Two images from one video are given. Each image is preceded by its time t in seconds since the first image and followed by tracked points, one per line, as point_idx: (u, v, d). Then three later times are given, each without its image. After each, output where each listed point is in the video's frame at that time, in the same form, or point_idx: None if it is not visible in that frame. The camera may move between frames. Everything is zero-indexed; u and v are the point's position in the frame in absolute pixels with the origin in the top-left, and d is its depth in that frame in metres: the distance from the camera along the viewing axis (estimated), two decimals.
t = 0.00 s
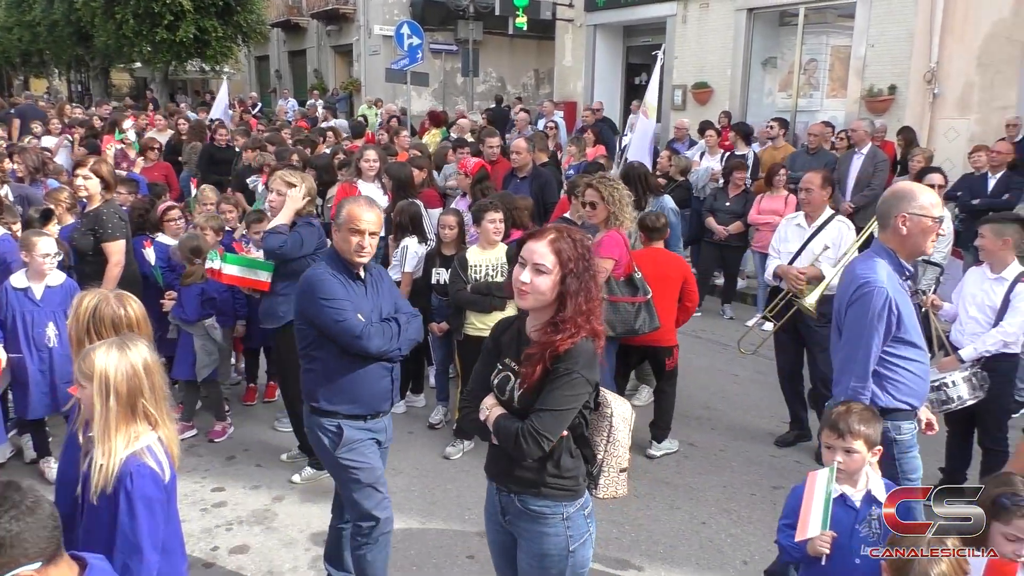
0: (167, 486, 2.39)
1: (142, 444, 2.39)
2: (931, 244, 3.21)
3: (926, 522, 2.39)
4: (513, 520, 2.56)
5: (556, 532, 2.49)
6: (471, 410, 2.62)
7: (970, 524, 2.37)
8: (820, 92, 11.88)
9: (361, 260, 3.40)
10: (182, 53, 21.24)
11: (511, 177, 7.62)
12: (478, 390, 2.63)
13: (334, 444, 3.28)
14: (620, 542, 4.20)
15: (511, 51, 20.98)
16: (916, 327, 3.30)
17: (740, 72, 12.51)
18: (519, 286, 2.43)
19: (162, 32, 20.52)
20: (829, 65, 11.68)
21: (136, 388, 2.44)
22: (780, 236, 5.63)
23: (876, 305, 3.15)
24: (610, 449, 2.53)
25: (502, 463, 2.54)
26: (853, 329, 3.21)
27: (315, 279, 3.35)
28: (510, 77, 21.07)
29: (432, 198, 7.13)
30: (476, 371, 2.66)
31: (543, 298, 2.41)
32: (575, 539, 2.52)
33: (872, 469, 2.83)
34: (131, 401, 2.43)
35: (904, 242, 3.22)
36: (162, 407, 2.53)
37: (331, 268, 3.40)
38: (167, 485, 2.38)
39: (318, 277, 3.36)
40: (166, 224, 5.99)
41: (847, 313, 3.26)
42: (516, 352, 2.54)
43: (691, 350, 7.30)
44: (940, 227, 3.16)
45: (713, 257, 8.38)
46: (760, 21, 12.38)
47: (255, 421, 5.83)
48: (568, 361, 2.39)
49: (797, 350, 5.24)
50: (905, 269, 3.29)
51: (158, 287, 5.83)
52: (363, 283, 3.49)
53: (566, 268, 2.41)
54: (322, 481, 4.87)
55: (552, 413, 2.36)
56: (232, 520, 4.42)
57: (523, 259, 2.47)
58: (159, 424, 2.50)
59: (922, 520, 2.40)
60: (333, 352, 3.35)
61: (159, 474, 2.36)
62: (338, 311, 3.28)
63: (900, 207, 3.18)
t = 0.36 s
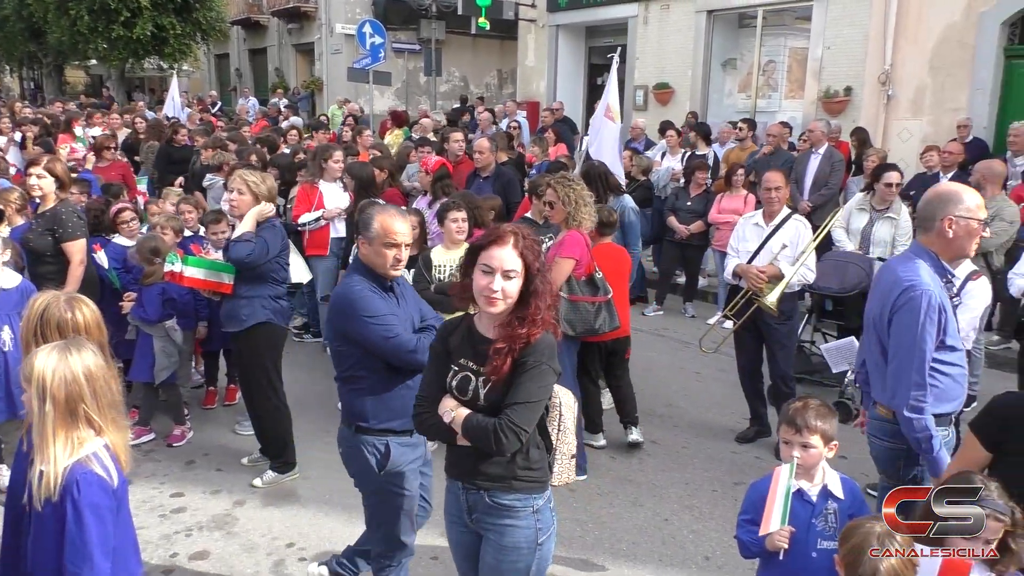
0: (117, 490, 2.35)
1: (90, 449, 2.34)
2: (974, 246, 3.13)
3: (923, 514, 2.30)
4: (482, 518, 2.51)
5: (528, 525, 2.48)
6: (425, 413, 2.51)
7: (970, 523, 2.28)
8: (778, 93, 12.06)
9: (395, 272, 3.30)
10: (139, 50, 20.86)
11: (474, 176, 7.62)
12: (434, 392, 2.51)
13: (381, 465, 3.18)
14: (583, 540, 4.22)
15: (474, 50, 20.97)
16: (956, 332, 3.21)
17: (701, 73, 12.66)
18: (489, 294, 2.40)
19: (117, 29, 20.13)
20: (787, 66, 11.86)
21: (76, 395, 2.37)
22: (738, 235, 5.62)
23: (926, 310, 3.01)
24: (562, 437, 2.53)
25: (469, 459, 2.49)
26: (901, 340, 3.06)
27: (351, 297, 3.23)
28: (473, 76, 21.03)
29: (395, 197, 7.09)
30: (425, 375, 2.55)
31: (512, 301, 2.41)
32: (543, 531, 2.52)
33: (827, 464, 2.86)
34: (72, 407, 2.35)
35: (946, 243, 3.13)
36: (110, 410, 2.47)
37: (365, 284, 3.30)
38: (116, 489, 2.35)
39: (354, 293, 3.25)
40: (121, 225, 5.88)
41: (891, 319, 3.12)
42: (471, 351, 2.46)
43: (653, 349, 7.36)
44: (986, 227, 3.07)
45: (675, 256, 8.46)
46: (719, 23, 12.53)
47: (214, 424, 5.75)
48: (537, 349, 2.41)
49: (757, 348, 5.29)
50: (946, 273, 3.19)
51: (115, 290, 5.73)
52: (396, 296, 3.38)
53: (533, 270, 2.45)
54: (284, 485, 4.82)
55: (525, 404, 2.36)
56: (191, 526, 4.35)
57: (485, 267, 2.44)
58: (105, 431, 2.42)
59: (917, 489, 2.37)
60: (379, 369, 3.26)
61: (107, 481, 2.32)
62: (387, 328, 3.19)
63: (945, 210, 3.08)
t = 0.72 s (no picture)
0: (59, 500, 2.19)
1: (29, 458, 2.17)
2: (990, 254, 3.16)
3: (924, 515, 2.50)
4: (445, 521, 2.49)
5: (493, 523, 2.49)
6: (381, 418, 2.48)
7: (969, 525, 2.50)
8: (733, 95, 12.23)
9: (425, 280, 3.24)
10: (89, 48, 20.37)
11: (433, 178, 7.60)
12: (389, 398, 2.49)
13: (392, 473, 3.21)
14: (543, 540, 4.24)
15: (433, 51, 20.89)
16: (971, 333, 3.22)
17: (658, 75, 12.78)
18: (452, 300, 2.39)
19: (66, 26, 19.63)
20: (742, 68, 12.04)
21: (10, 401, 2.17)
22: (694, 235, 5.65)
23: (925, 312, 3.06)
24: (516, 432, 2.59)
25: (433, 461, 2.46)
26: (899, 338, 3.15)
27: (382, 304, 3.19)
28: (432, 76, 20.96)
29: (354, 198, 7.08)
30: (378, 381, 2.51)
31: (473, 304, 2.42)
32: (507, 529, 2.52)
33: (781, 460, 2.90)
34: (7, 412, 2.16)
35: (960, 251, 3.18)
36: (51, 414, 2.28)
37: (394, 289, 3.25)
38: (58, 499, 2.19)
39: (383, 300, 3.20)
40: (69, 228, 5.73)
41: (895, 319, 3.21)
42: (426, 353, 2.45)
43: (612, 348, 7.43)
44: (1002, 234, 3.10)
45: (633, 256, 8.54)
46: (676, 25, 12.67)
47: (169, 430, 5.65)
48: (498, 345, 2.45)
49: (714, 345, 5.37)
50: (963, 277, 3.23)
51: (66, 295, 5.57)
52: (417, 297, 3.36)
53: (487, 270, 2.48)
54: (241, 490, 4.76)
55: (487, 398, 2.38)
56: (146, 534, 4.27)
57: (446, 272, 2.43)
58: (45, 436, 2.23)
59: (918, 487, 2.53)
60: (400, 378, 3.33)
61: (48, 490, 2.16)
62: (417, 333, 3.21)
63: (959, 215, 3.16)
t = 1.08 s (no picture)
0: (21, 502, 1.85)
1: None
2: (980, 250, 3.09)
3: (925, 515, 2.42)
4: (385, 534, 2.48)
5: (432, 539, 2.47)
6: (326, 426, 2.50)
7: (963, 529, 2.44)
8: (688, 97, 12.39)
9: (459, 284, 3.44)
10: (35, 46, 19.84)
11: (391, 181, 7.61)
12: (335, 406, 2.50)
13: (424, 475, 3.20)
14: (502, 541, 4.25)
15: (390, 53, 20.78)
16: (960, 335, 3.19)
17: (615, 77, 12.89)
18: (376, 303, 2.38)
19: (11, 24, 19.09)
20: (697, 72, 12.20)
21: None
22: (650, 237, 5.74)
23: (884, 300, 3.22)
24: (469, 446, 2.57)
25: (373, 474, 2.45)
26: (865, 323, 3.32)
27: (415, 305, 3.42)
28: (389, 77, 20.85)
29: (311, 200, 6.97)
30: (327, 387, 2.53)
31: (403, 309, 2.39)
32: (447, 546, 2.51)
33: (735, 457, 2.96)
34: None
35: (953, 245, 3.18)
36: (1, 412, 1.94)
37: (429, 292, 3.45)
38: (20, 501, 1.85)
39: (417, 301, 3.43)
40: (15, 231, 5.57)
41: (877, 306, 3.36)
42: (372, 362, 2.45)
43: (571, 349, 7.47)
44: (981, 232, 3.05)
45: (591, 257, 8.61)
46: (632, 28, 12.79)
47: (121, 437, 5.54)
48: (439, 356, 2.39)
49: (670, 345, 5.43)
50: (963, 277, 3.20)
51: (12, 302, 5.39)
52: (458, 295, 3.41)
53: (422, 277, 2.42)
54: (196, 498, 4.68)
55: (428, 412, 2.35)
56: (97, 544, 4.18)
57: (373, 275, 2.42)
58: None
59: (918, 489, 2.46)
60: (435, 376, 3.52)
61: (8, 493, 1.80)
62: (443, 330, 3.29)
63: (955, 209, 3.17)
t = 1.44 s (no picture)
0: None
1: None
2: (923, 250, 3.19)
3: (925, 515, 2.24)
4: (309, 549, 2.46)
5: (354, 562, 2.42)
6: (269, 434, 2.54)
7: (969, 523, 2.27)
8: (642, 99, 12.51)
9: (471, 285, 3.18)
10: None
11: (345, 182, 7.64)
12: (279, 414, 2.53)
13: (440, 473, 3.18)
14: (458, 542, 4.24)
15: (345, 53, 20.60)
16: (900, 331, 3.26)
17: (569, 78, 12.96)
18: (305, 309, 2.39)
19: None
20: (650, 73, 12.32)
21: None
22: (604, 237, 5.77)
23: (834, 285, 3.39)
24: (414, 472, 2.56)
25: (300, 488, 2.44)
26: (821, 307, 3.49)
27: (422, 305, 3.12)
28: (344, 77, 20.67)
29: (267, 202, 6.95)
30: (275, 394, 2.56)
31: (329, 316, 2.38)
32: (371, 569, 2.45)
33: (685, 454, 3.00)
34: None
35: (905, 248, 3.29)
36: None
37: (438, 291, 3.16)
38: None
39: (425, 301, 3.13)
40: None
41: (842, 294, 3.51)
42: (313, 370, 2.48)
43: (527, 349, 7.49)
44: (923, 233, 3.16)
45: (547, 258, 8.64)
46: (586, 29, 12.87)
47: (66, 445, 5.40)
48: (363, 371, 2.35)
49: (623, 344, 5.47)
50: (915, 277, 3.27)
51: None
52: (467, 301, 3.26)
53: (350, 286, 2.38)
54: (145, 505, 4.58)
55: (349, 427, 2.32)
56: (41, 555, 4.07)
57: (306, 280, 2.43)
58: None
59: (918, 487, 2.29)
60: (442, 377, 3.18)
61: None
62: (456, 336, 3.09)
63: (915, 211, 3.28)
